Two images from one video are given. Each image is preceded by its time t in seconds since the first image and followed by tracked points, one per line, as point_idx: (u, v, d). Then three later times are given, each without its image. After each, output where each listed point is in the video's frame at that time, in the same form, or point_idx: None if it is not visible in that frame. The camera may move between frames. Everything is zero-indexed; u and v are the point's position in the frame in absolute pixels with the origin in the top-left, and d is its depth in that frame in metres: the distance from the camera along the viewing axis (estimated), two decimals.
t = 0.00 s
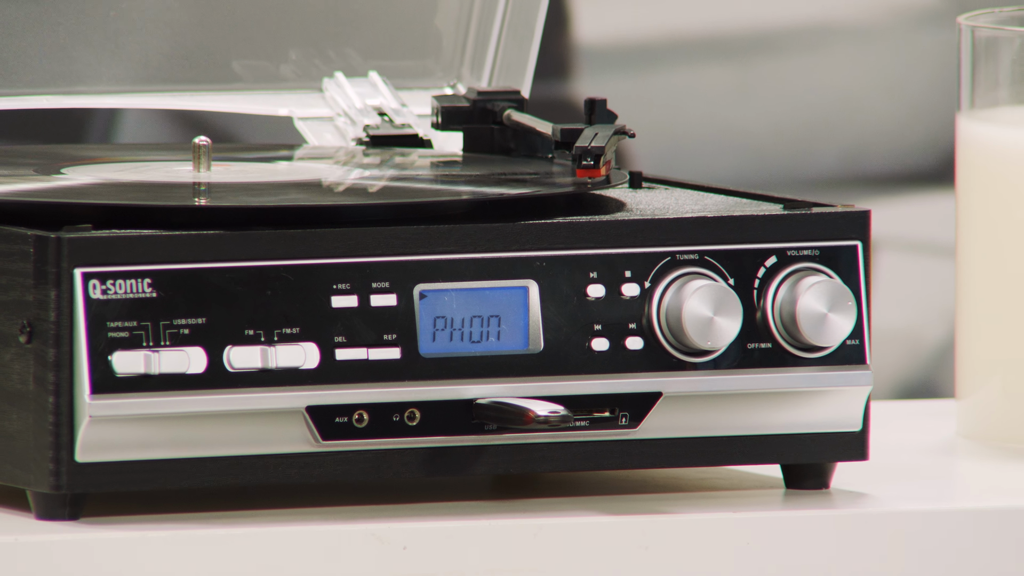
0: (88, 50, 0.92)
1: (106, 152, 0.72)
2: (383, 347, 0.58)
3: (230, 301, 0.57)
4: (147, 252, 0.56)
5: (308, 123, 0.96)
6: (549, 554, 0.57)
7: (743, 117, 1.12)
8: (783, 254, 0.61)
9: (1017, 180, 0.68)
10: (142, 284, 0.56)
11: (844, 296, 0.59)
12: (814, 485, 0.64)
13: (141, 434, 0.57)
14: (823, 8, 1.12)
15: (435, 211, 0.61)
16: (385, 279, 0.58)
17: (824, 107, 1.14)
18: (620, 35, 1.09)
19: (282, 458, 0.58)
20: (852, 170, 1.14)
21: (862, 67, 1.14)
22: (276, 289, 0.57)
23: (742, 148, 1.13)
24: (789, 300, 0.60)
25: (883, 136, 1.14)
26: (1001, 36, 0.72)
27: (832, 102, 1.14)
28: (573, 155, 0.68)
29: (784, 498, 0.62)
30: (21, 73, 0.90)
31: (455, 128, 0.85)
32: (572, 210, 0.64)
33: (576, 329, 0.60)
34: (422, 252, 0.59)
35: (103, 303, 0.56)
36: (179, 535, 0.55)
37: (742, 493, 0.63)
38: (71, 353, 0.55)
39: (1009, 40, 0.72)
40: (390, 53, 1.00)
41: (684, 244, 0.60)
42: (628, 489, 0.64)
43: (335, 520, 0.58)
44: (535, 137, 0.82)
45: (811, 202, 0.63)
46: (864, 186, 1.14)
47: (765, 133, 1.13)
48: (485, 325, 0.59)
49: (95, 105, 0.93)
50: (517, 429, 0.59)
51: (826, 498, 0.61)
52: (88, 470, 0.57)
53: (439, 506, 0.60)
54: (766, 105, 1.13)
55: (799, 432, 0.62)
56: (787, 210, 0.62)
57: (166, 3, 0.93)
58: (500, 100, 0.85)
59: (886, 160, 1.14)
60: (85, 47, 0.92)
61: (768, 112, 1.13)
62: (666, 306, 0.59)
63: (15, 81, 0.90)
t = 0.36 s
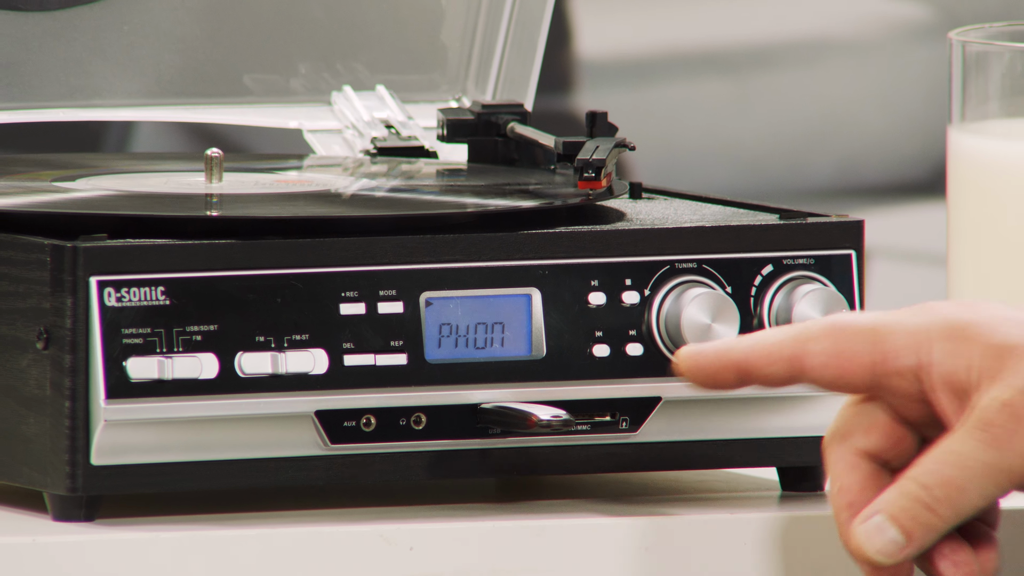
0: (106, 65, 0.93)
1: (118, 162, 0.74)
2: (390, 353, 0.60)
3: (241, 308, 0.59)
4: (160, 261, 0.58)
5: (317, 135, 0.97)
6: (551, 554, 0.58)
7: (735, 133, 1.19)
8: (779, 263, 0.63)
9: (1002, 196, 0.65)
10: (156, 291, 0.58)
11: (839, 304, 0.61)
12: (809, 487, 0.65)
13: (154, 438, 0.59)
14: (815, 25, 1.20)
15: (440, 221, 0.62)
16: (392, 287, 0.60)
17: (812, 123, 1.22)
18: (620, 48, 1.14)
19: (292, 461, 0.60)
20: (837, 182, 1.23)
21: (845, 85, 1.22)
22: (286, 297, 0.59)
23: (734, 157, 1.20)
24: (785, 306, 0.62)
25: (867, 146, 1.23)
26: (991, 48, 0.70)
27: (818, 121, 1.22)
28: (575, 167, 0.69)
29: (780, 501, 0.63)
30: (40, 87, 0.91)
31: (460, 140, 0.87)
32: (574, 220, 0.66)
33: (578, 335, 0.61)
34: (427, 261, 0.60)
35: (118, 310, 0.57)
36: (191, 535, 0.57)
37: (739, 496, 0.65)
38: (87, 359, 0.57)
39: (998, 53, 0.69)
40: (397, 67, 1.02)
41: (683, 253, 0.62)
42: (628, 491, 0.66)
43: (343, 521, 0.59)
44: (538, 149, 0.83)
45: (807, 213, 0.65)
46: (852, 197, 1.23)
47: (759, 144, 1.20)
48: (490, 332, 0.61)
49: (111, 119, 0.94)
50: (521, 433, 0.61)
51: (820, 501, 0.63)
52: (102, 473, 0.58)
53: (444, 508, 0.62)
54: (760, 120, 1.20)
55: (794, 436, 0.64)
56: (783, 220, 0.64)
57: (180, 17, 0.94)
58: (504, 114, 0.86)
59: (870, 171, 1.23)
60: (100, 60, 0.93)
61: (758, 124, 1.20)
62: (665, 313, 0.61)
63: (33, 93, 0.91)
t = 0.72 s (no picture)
0: (120, 78, 0.95)
1: (131, 174, 0.76)
2: (397, 359, 0.62)
3: (253, 316, 0.60)
4: (174, 271, 0.60)
5: (326, 148, 0.99)
6: (554, 555, 0.60)
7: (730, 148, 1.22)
8: (775, 273, 0.65)
9: (992, 207, 0.68)
10: (170, 300, 0.60)
11: (833, 312, 0.63)
12: (805, 490, 0.67)
13: (167, 442, 0.60)
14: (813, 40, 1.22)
15: (445, 232, 0.64)
16: (399, 295, 0.62)
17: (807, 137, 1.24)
18: (620, 66, 1.16)
19: (302, 465, 0.62)
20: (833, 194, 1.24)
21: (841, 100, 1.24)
22: (296, 305, 0.61)
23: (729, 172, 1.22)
24: (780, 315, 0.64)
25: (864, 161, 1.25)
26: (982, 66, 0.73)
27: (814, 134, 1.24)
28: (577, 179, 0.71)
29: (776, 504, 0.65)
30: (55, 101, 0.93)
31: (464, 153, 0.89)
32: (576, 231, 0.68)
33: (580, 342, 0.63)
34: (433, 270, 0.62)
35: (133, 319, 0.59)
36: (204, 537, 0.59)
37: (736, 499, 0.66)
38: (103, 366, 0.59)
39: (989, 69, 0.73)
40: (403, 83, 1.03)
41: (681, 262, 0.64)
42: (628, 494, 0.67)
43: (351, 523, 0.61)
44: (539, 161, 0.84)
45: (801, 224, 0.67)
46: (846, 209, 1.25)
47: (751, 159, 1.23)
48: (494, 339, 0.63)
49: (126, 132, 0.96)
50: (524, 437, 0.63)
51: (815, 504, 0.65)
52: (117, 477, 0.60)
53: (449, 511, 0.64)
54: (753, 134, 1.22)
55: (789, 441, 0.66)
56: (779, 231, 0.66)
57: (194, 36, 0.96)
58: (507, 127, 0.88)
59: (867, 184, 1.25)
60: (116, 76, 0.95)
61: (753, 138, 1.22)
62: (664, 321, 0.63)
63: (49, 108, 0.93)
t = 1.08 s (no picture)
0: (133, 97, 0.98)
1: (143, 192, 0.78)
2: (402, 371, 0.64)
3: (263, 329, 0.62)
4: (187, 285, 0.62)
5: (334, 166, 1.01)
6: (555, 560, 0.62)
7: (725, 166, 1.25)
8: (769, 286, 0.67)
9: (973, 225, 0.71)
10: (182, 313, 0.62)
11: (825, 324, 0.65)
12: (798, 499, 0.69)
13: (179, 451, 0.62)
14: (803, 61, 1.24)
15: (449, 246, 0.66)
16: (404, 309, 0.64)
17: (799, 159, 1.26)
18: (619, 85, 1.19)
19: (310, 473, 0.64)
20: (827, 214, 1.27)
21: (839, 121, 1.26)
22: (304, 318, 0.63)
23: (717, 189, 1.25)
24: (774, 328, 0.66)
25: (859, 182, 1.27)
26: (971, 86, 0.76)
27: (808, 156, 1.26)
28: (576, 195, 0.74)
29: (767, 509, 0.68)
30: (71, 120, 0.96)
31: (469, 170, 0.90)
32: (576, 245, 0.70)
33: (580, 354, 0.65)
34: (437, 284, 0.64)
35: (146, 331, 0.61)
36: (215, 543, 0.61)
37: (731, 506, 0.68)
38: (117, 377, 0.61)
39: (977, 89, 0.76)
40: (409, 102, 1.06)
41: (678, 276, 0.66)
42: (627, 502, 0.69)
43: (358, 530, 0.63)
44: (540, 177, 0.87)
45: (795, 239, 0.69)
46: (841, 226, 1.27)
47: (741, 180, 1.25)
48: (497, 351, 0.65)
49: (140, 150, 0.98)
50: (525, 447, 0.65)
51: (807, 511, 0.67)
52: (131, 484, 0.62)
53: (454, 517, 0.66)
54: (746, 152, 1.25)
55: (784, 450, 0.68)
56: (773, 246, 0.68)
57: (207, 57, 0.98)
58: (510, 145, 0.90)
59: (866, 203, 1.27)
60: (131, 96, 0.98)
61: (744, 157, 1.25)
62: (662, 334, 0.65)
63: (67, 127, 0.96)
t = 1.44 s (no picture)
0: (148, 115, 0.97)
1: (155, 206, 0.80)
2: (406, 380, 0.66)
3: (271, 339, 0.64)
4: (197, 296, 0.64)
5: (339, 181, 1.01)
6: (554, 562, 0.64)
7: (719, 182, 1.23)
8: (761, 298, 0.69)
9: (959, 240, 0.74)
10: (192, 324, 0.64)
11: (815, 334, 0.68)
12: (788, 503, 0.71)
13: (189, 458, 0.64)
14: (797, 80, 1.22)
15: (451, 259, 0.68)
16: (408, 319, 0.66)
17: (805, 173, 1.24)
18: (620, 103, 1.18)
19: (317, 479, 0.66)
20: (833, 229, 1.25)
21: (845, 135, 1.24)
22: (311, 328, 0.65)
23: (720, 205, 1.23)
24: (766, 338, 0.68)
25: (863, 196, 1.25)
26: (957, 104, 0.79)
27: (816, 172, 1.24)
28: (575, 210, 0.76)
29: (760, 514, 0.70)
30: (84, 137, 0.96)
31: (470, 185, 0.92)
32: (574, 258, 0.72)
33: (578, 363, 0.67)
34: (440, 295, 0.66)
35: (158, 341, 0.63)
36: (225, 547, 0.63)
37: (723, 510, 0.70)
38: (130, 385, 0.63)
39: (963, 108, 0.78)
40: (413, 119, 1.06)
41: (673, 288, 0.68)
42: (624, 507, 0.72)
43: (363, 533, 0.65)
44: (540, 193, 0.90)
45: (786, 251, 0.71)
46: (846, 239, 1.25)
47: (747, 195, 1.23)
48: (497, 360, 0.67)
49: (153, 166, 0.98)
50: (526, 453, 0.67)
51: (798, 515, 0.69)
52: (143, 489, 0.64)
53: (457, 522, 0.68)
54: (748, 167, 1.23)
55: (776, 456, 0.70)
56: (765, 259, 0.70)
57: (217, 75, 0.98)
58: (511, 161, 0.93)
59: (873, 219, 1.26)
60: (142, 113, 0.97)
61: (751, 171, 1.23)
62: (657, 343, 0.67)
63: (80, 143, 0.96)
